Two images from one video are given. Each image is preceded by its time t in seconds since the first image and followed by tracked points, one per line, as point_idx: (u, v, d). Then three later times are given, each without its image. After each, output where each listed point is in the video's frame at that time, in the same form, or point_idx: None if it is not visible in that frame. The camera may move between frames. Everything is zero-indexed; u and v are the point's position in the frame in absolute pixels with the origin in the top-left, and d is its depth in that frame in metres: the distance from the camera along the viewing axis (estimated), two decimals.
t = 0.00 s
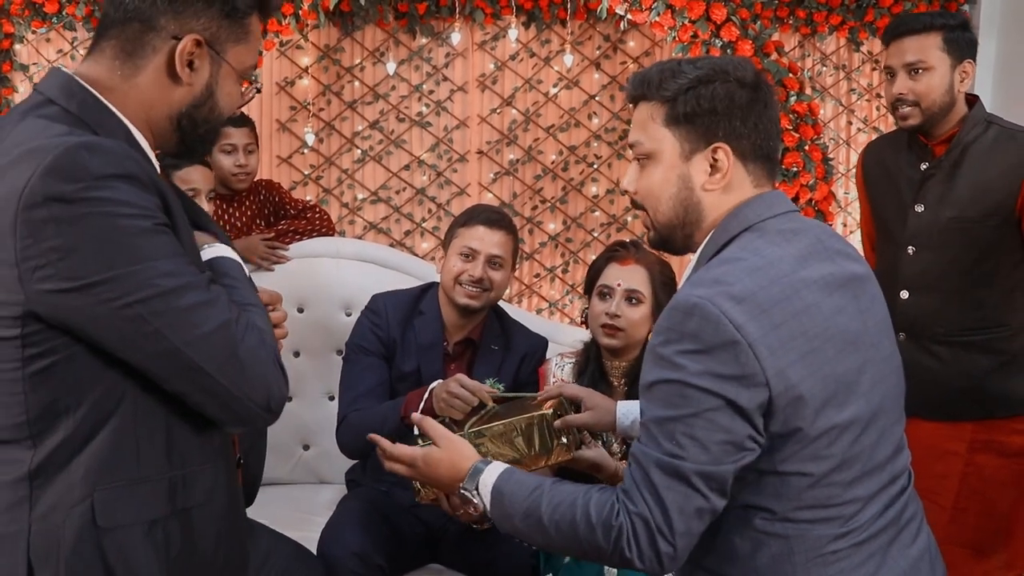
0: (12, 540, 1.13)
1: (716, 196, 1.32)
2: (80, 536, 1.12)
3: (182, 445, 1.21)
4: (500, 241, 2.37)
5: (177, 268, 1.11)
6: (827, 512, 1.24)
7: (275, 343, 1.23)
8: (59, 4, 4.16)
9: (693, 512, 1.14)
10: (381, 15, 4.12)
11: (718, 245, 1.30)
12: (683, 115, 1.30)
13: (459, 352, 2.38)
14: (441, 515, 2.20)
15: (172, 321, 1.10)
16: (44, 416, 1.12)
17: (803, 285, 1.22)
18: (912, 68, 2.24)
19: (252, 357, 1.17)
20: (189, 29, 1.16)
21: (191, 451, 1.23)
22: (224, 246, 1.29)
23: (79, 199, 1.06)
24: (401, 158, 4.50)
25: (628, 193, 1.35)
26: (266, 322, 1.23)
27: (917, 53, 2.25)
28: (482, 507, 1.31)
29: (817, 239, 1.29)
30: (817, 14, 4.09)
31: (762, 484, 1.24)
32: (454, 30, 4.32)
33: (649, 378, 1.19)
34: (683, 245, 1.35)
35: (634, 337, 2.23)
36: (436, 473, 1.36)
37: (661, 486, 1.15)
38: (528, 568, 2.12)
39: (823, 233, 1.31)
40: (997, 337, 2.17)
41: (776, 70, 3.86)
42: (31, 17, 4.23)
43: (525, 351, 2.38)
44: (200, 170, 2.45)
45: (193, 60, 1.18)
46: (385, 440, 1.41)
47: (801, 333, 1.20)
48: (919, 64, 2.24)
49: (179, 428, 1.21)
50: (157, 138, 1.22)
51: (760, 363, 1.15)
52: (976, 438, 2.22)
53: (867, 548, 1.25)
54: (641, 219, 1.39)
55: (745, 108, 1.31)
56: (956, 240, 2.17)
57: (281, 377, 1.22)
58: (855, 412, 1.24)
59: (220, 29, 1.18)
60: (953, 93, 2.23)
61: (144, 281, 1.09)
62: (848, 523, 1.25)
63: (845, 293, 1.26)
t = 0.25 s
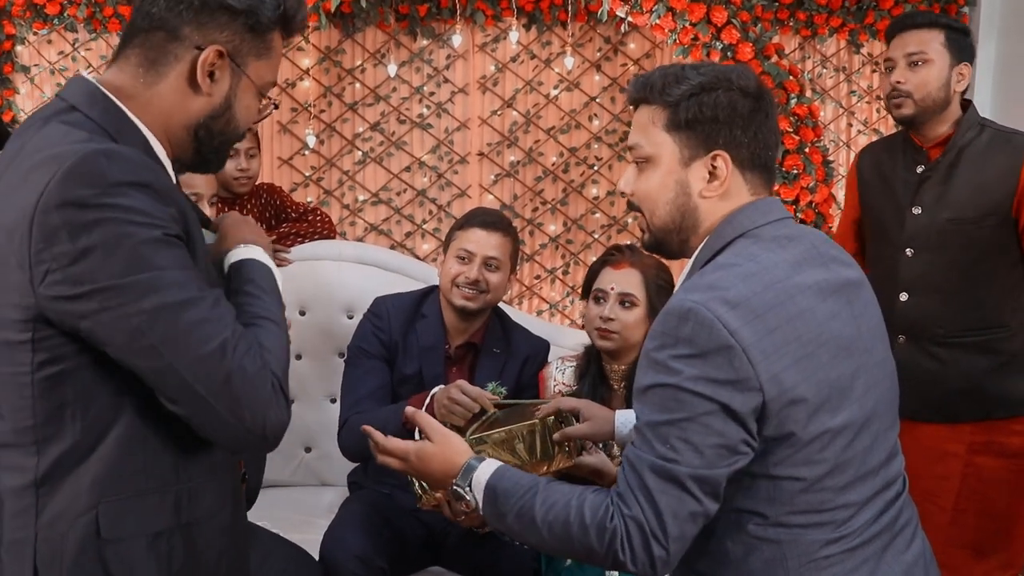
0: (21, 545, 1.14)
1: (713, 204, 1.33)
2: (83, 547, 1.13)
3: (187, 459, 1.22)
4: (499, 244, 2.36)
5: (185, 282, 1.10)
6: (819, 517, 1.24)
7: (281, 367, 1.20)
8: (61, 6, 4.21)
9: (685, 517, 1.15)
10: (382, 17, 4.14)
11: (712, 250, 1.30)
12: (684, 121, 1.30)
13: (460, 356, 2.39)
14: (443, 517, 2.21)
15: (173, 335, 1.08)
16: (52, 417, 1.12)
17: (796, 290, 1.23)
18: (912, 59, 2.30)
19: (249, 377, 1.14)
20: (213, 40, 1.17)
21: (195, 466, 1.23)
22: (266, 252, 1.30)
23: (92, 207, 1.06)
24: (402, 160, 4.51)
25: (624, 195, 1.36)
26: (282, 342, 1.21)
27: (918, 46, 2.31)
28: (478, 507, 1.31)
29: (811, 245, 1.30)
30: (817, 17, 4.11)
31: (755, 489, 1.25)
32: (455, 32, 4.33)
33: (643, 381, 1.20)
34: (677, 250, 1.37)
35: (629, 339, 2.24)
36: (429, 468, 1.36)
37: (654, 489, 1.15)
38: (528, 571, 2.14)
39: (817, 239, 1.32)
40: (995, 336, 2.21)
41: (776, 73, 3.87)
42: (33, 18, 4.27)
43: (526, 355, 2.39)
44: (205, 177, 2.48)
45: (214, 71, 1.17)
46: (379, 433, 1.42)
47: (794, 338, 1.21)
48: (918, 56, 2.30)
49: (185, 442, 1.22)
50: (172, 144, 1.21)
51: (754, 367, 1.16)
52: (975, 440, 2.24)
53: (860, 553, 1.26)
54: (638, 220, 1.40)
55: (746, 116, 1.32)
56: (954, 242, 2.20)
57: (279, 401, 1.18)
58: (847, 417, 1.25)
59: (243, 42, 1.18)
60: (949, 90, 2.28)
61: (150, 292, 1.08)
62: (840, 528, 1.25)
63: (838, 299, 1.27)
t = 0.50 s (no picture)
0: (27, 564, 1.11)
1: (715, 216, 1.33)
2: (88, 565, 1.11)
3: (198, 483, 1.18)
4: (500, 250, 2.38)
5: (180, 310, 1.02)
6: (823, 525, 1.24)
7: (265, 412, 1.07)
8: (64, 9, 4.19)
9: (709, 528, 1.15)
10: (386, 19, 4.13)
11: (714, 260, 1.30)
12: (688, 133, 1.31)
13: (464, 362, 2.39)
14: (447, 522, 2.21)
15: (148, 363, 1.00)
16: (65, 432, 1.10)
17: (801, 299, 1.23)
18: (904, 67, 2.39)
19: (213, 421, 1.02)
20: (241, 57, 1.14)
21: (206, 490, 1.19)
22: (318, 287, 1.22)
23: (95, 226, 1.01)
24: (405, 162, 4.52)
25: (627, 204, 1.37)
26: (279, 382, 1.10)
27: (909, 54, 2.40)
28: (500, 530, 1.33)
29: (814, 255, 1.30)
30: (820, 19, 4.12)
31: (758, 498, 1.25)
32: (458, 35, 4.33)
33: (652, 393, 1.20)
34: (680, 262, 1.37)
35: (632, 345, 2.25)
36: (450, 494, 1.38)
37: (676, 503, 1.15)
38: None
39: (819, 249, 1.32)
40: (997, 334, 2.26)
41: (780, 76, 3.87)
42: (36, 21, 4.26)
43: (530, 360, 2.39)
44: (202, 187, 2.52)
45: (237, 87, 1.14)
46: (399, 461, 1.46)
47: (801, 347, 1.21)
48: (910, 64, 2.38)
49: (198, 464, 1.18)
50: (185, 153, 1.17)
51: (763, 376, 1.16)
52: (977, 441, 2.31)
53: (863, 561, 1.26)
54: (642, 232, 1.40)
55: (750, 129, 1.32)
56: (954, 241, 2.26)
57: (249, 450, 1.06)
58: (850, 425, 1.25)
59: (272, 65, 1.15)
60: (941, 95, 2.35)
61: (135, 313, 1.00)
62: (844, 536, 1.25)
63: (842, 307, 1.27)
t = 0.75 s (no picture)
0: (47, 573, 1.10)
1: (724, 220, 1.34)
2: None
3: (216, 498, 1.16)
4: (505, 253, 2.39)
5: (178, 323, 0.99)
6: (832, 529, 1.24)
7: (249, 435, 1.01)
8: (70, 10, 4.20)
9: (727, 534, 1.16)
10: (391, 20, 4.15)
11: (724, 265, 1.30)
12: (698, 137, 1.31)
13: (470, 365, 2.40)
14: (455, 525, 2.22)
15: (136, 372, 0.97)
16: (85, 442, 1.09)
17: (811, 305, 1.24)
18: (894, 72, 2.38)
19: (188, 434, 0.98)
20: (257, 57, 1.13)
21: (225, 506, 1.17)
22: (350, 311, 1.18)
23: (105, 235, 1.00)
24: (410, 163, 4.52)
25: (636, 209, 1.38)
26: (273, 404, 1.04)
27: (899, 58, 2.38)
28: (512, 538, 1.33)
29: (821, 260, 1.31)
30: (826, 20, 4.12)
31: (768, 503, 1.25)
32: (463, 37, 4.32)
33: (665, 401, 1.20)
34: (688, 269, 1.38)
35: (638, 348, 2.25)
36: (459, 502, 1.38)
37: (693, 510, 1.15)
38: None
39: (826, 254, 1.33)
40: (1007, 330, 2.32)
41: (785, 79, 3.86)
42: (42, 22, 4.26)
43: (536, 363, 2.39)
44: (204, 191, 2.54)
45: (255, 87, 1.13)
46: (405, 469, 1.45)
47: (811, 353, 1.21)
48: (900, 68, 2.37)
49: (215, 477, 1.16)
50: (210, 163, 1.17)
51: (776, 382, 1.16)
52: (995, 438, 2.37)
53: (872, 565, 1.26)
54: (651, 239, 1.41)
55: (758, 133, 1.32)
56: (964, 240, 2.29)
57: (227, 470, 1.00)
58: (859, 429, 1.25)
59: (288, 64, 1.15)
60: (932, 98, 2.35)
61: (129, 322, 0.97)
62: (853, 540, 1.25)
63: (850, 312, 1.28)
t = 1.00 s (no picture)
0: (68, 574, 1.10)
1: (733, 220, 1.34)
2: None
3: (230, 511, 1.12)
4: (512, 256, 2.39)
5: (185, 336, 0.95)
6: (845, 532, 1.24)
7: (241, 455, 0.96)
8: (77, 11, 4.20)
9: (753, 539, 1.15)
10: (397, 21, 4.17)
11: (735, 267, 1.29)
12: (705, 139, 1.31)
13: (477, 367, 2.39)
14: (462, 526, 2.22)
15: (132, 383, 0.94)
16: (100, 446, 1.07)
17: (824, 308, 1.23)
18: (896, 76, 2.39)
19: (175, 453, 0.93)
20: (247, 37, 1.08)
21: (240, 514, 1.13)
22: (367, 328, 1.13)
23: (119, 244, 0.97)
24: (416, 164, 4.53)
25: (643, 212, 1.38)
26: (271, 422, 0.99)
27: (899, 62, 2.40)
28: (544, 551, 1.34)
29: (830, 263, 1.31)
30: (832, 21, 4.12)
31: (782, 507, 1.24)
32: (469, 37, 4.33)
33: (682, 407, 1.19)
34: (698, 270, 1.38)
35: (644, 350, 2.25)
36: (489, 516, 1.38)
37: (717, 517, 1.14)
38: None
39: (834, 257, 1.33)
40: (1013, 328, 2.34)
41: (792, 79, 3.86)
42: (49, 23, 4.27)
43: (542, 365, 2.39)
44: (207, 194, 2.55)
45: (261, 66, 1.09)
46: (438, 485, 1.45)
47: (828, 355, 1.21)
48: (901, 72, 2.39)
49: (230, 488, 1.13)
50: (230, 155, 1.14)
51: (797, 384, 1.16)
52: (1006, 435, 2.37)
53: (882, 567, 1.26)
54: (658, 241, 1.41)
55: (766, 134, 1.32)
56: (970, 241, 2.30)
57: (214, 490, 0.96)
58: (870, 431, 1.25)
59: (275, 29, 1.10)
60: (933, 100, 2.37)
61: (135, 333, 0.94)
62: (865, 542, 1.25)
63: (859, 314, 1.28)
